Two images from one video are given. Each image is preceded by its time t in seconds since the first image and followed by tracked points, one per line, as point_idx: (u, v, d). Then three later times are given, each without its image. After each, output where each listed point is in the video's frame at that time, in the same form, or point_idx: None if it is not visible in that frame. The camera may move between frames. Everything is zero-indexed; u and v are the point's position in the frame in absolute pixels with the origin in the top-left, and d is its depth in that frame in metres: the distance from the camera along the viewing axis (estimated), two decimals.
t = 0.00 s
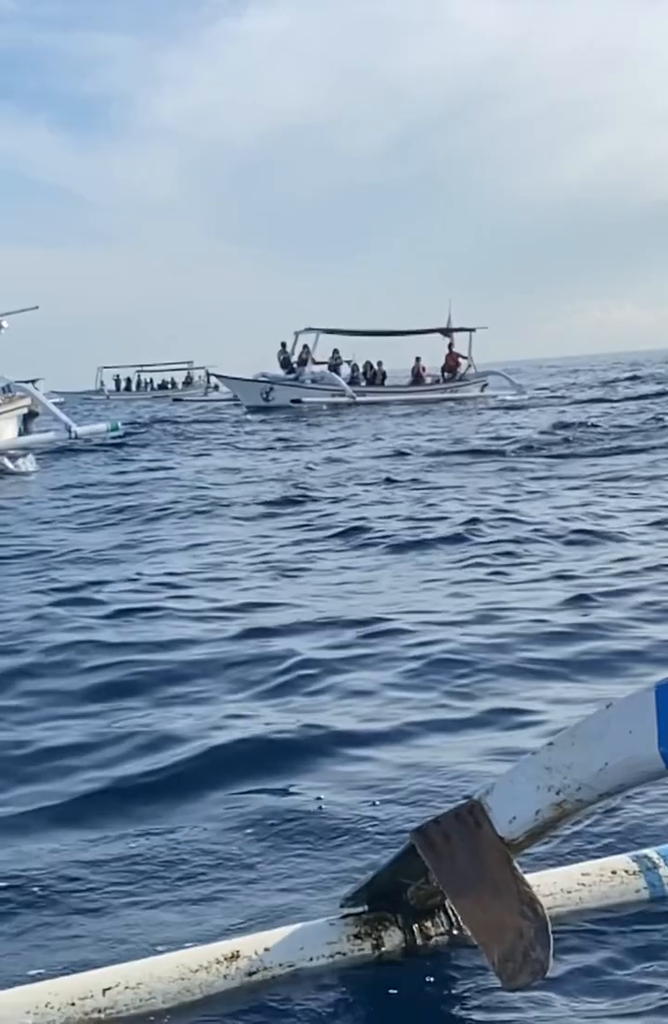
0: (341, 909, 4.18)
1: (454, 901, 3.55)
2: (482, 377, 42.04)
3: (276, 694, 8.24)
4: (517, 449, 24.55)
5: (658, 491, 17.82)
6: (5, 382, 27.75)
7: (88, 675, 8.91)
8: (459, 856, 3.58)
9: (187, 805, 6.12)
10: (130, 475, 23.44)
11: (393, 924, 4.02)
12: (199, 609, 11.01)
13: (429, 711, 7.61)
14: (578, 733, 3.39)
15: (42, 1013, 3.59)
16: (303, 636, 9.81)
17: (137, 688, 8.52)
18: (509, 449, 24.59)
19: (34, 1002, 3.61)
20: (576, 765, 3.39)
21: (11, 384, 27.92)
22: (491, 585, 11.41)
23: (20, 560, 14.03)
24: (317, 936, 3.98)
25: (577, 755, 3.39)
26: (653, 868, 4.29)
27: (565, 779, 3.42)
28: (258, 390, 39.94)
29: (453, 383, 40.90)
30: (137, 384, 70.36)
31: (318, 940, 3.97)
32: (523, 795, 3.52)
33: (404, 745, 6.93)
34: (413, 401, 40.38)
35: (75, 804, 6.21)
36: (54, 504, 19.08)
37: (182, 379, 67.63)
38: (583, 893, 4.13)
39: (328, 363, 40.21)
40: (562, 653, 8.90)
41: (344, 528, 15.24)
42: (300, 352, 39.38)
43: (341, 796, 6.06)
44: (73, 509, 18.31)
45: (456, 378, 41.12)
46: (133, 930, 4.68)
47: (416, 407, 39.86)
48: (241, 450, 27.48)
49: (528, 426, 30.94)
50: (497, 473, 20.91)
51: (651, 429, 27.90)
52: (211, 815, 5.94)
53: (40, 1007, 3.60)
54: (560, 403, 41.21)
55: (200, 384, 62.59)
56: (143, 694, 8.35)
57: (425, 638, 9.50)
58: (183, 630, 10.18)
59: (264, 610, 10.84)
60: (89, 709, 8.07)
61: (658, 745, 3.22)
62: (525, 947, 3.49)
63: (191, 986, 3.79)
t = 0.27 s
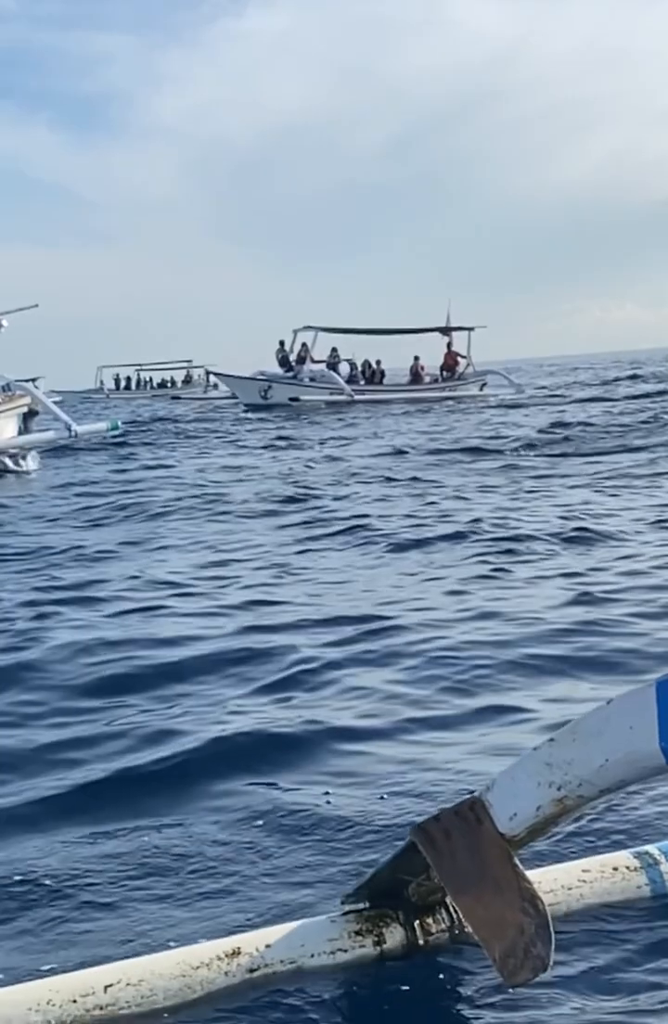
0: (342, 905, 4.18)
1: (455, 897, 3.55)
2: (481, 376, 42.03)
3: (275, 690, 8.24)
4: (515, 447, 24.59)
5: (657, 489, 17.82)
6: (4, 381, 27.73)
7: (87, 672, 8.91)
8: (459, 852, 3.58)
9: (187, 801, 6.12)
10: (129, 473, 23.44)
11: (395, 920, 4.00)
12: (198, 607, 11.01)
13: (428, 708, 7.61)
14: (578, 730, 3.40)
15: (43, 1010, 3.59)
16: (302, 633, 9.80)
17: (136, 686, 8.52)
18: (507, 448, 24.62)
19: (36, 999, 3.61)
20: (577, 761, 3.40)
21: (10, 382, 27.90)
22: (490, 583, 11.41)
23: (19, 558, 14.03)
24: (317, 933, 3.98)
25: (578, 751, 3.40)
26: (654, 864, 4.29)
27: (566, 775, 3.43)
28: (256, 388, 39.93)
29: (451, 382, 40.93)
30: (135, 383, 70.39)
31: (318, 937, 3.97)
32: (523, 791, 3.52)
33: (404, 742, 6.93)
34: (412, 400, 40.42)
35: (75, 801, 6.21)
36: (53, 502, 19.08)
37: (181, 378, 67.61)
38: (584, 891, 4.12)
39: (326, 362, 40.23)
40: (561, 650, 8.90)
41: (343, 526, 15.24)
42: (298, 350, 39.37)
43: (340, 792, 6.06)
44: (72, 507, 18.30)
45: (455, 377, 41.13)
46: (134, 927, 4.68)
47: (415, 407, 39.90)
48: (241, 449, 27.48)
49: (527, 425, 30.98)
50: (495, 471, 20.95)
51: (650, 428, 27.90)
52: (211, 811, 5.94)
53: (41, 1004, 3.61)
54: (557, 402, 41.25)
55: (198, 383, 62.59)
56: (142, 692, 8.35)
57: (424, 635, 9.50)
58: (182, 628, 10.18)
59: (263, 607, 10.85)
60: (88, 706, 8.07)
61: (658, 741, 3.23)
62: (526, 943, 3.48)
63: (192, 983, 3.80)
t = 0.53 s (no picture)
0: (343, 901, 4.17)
1: (456, 894, 3.56)
2: (480, 376, 42.02)
3: (275, 687, 8.23)
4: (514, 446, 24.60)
5: (657, 488, 17.82)
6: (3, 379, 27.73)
7: (87, 668, 8.90)
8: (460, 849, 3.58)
9: (187, 796, 6.11)
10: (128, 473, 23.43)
11: (396, 917, 4.00)
12: (197, 605, 11.00)
13: (428, 704, 7.61)
14: (580, 726, 3.40)
15: (45, 1007, 3.60)
16: (301, 631, 9.80)
17: (136, 682, 8.51)
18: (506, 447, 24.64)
19: (37, 996, 3.61)
20: (578, 757, 3.40)
21: (10, 381, 27.91)
22: (489, 581, 11.42)
23: (18, 556, 14.02)
24: (319, 930, 3.98)
25: (579, 748, 3.40)
26: (655, 860, 4.29)
27: (567, 771, 3.43)
28: (254, 386, 39.91)
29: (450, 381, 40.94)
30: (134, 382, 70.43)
31: (320, 934, 3.97)
32: (525, 788, 3.52)
33: (403, 738, 6.92)
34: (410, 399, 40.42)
35: (74, 797, 6.21)
36: (52, 501, 19.07)
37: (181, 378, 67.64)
38: (586, 887, 4.12)
39: (325, 360, 40.24)
40: (561, 647, 8.90)
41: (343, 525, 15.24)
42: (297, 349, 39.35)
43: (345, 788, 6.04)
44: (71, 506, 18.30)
45: (453, 377, 41.12)
46: (134, 922, 4.69)
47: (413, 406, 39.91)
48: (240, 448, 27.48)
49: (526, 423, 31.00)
50: (494, 470, 20.96)
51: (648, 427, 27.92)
52: (211, 806, 5.94)
53: (43, 1001, 3.61)
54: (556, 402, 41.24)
55: (198, 382, 62.58)
56: (142, 689, 8.34)
57: (423, 633, 9.50)
58: (181, 626, 10.17)
59: (262, 605, 10.85)
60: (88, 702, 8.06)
61: (659, 736, 3.23)
62: (528, 940, 3.49)
63: (194, 980, 3.80)
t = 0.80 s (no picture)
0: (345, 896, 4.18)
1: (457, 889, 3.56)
2: (478, 374, 41.99)
3: (275, 683, 8.23)
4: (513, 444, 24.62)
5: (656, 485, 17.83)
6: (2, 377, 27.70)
7: (86, 664, 8.90)
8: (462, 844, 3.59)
9: (188, 791, 6.11)
10: (127, 471, 23.41)
11: (398, 912, 4.00)
12: (197, 602, 10.99)
13: (429, 700, 7.61)
14: (581, 721, 3.40)
15: (47, 1003, 3.60)
16: (301, 628, 9.80)
17: (136, 678, 8.51)
18: (505, 445, 24.66)
19: (39, 992, 3.62)
20: (580, 753, 3.40)
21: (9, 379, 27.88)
22: (489, 579, 11.42)
23: (18, 554, 14.01)
24: (320, 926, 3.98)
25: (580, 743, 3.40)
26: (656, 856, 4.30)
27: (569, 767, 3.43)
28: (252, 383, 39.88)
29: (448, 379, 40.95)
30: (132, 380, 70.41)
31: (321, 930, 3.98)
32: (526, 784, 3.52)
33: (404, 734, 6.93)
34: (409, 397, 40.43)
35: (76, 791, 6.21)
36: (51, 499, 19.05)
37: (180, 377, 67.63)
38: (587, 882, 4.13)
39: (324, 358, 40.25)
40: (560, 643, 8.90)
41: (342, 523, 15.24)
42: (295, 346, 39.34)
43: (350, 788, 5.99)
44: (70, 504, 18.28)
45: (451, 375, 41.13)
46: (136, 917, 4.69)
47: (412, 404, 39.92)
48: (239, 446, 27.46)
49: (524, 422, 31.02)
50: (493, 468, 20.97)
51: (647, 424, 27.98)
52: (211, 801, 5.93)
53: (44, 997, 3.61)
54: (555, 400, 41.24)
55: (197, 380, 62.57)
56: (142, 685, 8.34)
57: (423, 630, 9.50)
58: (180, 622, 10.16)
59: (262, 602, 10.84)
60: (88, 698, 8.05)
61: (661, 732, 3.23)
62: (529, 935, 3.49)
63: (196, 976, 3.80)
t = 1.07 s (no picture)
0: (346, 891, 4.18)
1: (459, 884, 3.55)
2: (477, 371, 41.98)
3: (275, 677, 8.23)
4: (511, 441, 24.65)
5: (655, 483, 17.84)
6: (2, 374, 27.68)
7: (86, 660, 8.90)
8: (463, 839, 3.58)
9: (188, 786, 6.11)
10: (126, 468, 23.40)
11: (399, 908, 4.01)
12: (196, 598, 10.99)
13: (428, 695, 7.62)
14: (583, 716, 3.41)
15: (49, 999, 3.61)
16: (301, 624, 9.80)
17: (135, 673, 8.51)
18: (504, 442, 24.69)
19: (41, 987, 3.63)
20: (582, 747, 3.41)
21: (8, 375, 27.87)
22: (489, 576, 11.43)
23: (18, 550, 14.01)
24: (321, 921, 3.98)
25: (582, 737, 3.41)
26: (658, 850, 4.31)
27: (571, 762, 3.43)
28: (251, 380, 39.91)
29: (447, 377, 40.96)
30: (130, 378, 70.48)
31: (323, 925, 3.98)
32: (528, 778, 3.52)
33: (404, 729, 6.93)
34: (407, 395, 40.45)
35: (75, 786, 6.21)
36: (50, 496, 19.05)
37: (178, 374, 67.57)
38: (588, 877, 4.14)
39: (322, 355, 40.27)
40: (560, 640, 8.92)
41: (341, 519, 15.25)
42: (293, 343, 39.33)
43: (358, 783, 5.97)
44: (69, 501, 18.28)
45: (450, 373, 41.14)
46: (137, 911, 4.69)
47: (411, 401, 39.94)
48: (238, 443, 27.47)
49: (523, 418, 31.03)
50: (491, 465, 20.99)
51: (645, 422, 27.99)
52: (211, 796, 5.94)
53: (46, 992, 3.62)
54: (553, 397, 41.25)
55: (196, 378, 62.59)
56: (141, 680, 8.33)
57: (422, 626, 9.50)
58: (180, 618, 10.16)
59: (262, 598, 10.84)
60: (88, 693, 8.05)
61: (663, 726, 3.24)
62: (531, 930, 3.51)
63: (198, 971, 3.80)
